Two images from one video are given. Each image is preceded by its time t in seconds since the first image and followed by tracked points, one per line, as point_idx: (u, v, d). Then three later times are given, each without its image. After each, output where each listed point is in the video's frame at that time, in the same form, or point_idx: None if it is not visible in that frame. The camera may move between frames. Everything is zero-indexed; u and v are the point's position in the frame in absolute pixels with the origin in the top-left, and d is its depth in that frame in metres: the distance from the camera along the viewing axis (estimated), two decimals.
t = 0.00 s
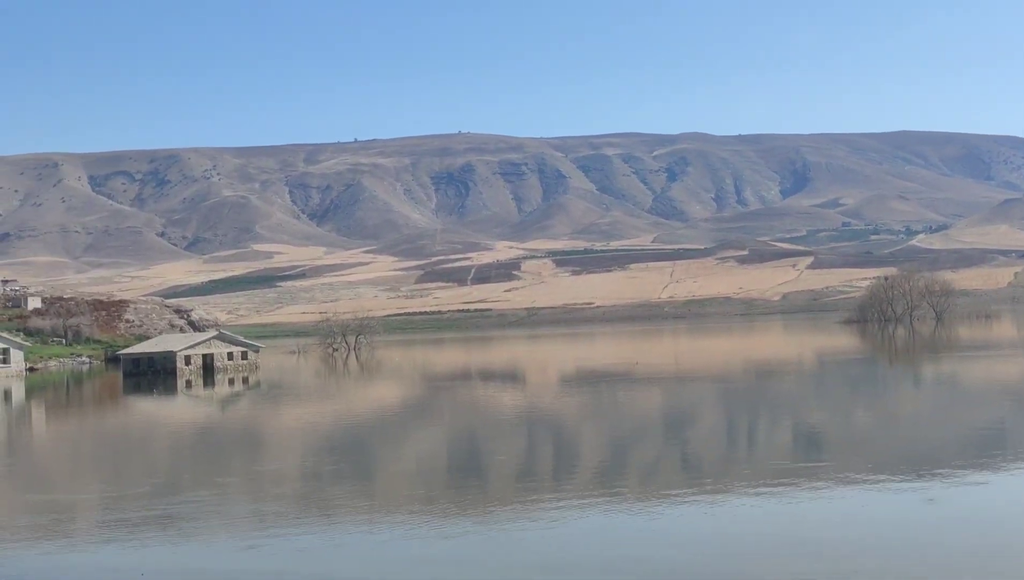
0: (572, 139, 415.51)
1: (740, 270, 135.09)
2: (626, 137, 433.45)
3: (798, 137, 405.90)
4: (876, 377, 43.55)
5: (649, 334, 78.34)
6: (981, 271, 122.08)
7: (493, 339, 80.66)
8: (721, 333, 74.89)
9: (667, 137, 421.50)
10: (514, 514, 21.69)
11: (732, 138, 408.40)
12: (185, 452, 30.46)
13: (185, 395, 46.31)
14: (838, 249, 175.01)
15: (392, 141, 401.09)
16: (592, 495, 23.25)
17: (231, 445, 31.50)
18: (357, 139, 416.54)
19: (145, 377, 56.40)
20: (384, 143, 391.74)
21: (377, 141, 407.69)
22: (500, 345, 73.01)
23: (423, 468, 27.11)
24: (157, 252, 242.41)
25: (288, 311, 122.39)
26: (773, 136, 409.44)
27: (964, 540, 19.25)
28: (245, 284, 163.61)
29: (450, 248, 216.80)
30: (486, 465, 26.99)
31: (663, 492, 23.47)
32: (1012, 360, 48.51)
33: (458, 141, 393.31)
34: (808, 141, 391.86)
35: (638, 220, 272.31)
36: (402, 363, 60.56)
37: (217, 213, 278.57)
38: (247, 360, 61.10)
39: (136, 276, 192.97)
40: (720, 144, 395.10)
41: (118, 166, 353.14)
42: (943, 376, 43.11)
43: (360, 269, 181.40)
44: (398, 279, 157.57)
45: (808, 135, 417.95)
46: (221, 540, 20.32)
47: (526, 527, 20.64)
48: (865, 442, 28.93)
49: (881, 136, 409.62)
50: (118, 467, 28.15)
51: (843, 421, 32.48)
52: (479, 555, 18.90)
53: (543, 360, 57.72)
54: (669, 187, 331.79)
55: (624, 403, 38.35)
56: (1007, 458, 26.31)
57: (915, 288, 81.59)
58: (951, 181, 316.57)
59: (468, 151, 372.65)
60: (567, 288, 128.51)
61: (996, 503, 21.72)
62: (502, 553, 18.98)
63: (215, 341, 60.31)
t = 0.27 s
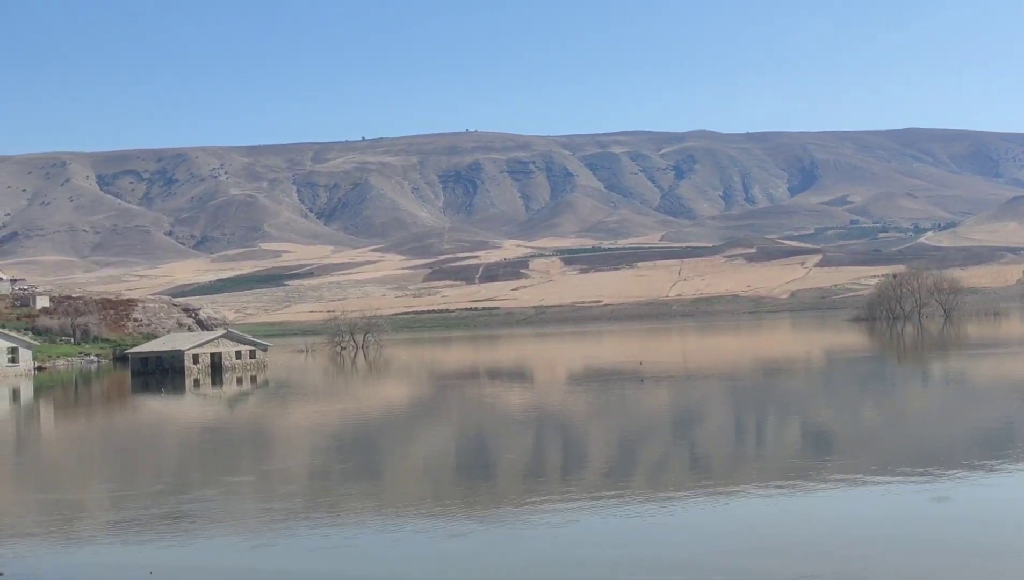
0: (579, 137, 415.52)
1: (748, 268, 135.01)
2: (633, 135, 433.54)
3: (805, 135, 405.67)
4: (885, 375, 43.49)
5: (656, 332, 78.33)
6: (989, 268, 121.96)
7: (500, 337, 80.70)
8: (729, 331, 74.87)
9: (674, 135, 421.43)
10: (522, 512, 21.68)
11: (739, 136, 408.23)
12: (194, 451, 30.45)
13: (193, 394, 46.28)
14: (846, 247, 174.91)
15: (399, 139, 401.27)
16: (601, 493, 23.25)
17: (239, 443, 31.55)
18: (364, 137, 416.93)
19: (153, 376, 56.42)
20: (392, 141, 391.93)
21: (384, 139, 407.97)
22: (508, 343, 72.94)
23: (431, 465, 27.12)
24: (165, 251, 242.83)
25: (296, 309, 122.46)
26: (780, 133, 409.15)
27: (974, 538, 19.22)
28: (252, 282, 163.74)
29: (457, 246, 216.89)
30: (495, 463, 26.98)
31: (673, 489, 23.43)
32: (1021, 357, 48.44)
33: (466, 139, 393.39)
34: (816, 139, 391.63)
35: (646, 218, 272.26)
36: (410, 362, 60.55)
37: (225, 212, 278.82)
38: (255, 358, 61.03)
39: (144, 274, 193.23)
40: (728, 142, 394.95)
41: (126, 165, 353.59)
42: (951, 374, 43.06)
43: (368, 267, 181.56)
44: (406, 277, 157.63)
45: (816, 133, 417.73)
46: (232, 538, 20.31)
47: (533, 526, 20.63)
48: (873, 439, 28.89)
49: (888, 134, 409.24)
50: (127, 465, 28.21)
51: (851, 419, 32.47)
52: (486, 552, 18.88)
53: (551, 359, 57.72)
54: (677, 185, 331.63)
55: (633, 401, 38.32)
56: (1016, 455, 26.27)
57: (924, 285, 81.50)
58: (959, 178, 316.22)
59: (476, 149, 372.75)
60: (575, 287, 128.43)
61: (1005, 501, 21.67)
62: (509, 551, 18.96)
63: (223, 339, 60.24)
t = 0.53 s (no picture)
0: (588, 134, 415.38)
1: (756, 264, 134.87)
2: (641, 131, 433.27)
3: (814, 132, 405.14)
4: (894, 372, 43.43)
5: (665, 329, 78.31)
6: (999, 265, 121.68)
7: (509, 335, 80.68)
8: (737, 328, 74.92)
9: (683, 132, 421.12)
10: (530, 509, 21.66)
11: (748, 133, 408.04)
12: (202, 449, 30.52)
13: (203, 393, 46.41)
14: (855, 243, 174.65)
15: (408, 137, 401.52)
16: (610, 490, 23.28)
17: (248, 441, 31.60)
18: (373, 135, 417.07)
19: (163, 374, 56.57)
20: (400, 139, 392.20)
21: (393, 137, 408.07)
22: (516, 340, 72.94)
23: (440, 462, 27.17)
24: (174, 249, 243.12)
25: (305, 307, 122.66)
26: (789, 130, 408.82)
27: (985, 536, 19.14)
28: (261, 280, 163.96)
29: (466, 244, 217.01)
30: (505, 459, 27.03)
31: (683, 488, 23.43)
32: None
33: (474, 137, 393.41)
34: (825, 135, 391.00)
35: (654, 215, 272.10)
36: (419, 360, 60.64)
37: (234, 210, 279.16)
38: (264, 356, 61.02)
39: (153, 273, 193.62)
40: (736, 139, 394.65)
41: (135, 163, 354.23)
42: (960, 370, 42.98)
43: (377, 265, 181.50)
44: (414, 275, 157.78)
45: (824, 129, 417.01)
46: (242, 535, 20.32)
47: (540, 523, 20.62)
48: (884, 435, 28.91)
49: (897, 130, 408.39)
50: (137, 463, 28.30)
51: (861, 416, 32.45)
52: (493, 550, 18.86)
53: (560, 356, 57.70)
54: (686, 182, 331.44)
55: (641, 398, 38.37)
56: None
57: (933, 282, 81.22)
58: (968, 174, 315.57)
59: (484, 147, 372.71)
60: (583, 284, 128.37)
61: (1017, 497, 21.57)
62: (516, 549, 18.91)
63: (232, 337, 60.26)
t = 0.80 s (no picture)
0: (597, 131, 415.32)
1: (766, 261, 134.72)
2: (651, 128, 432.96)
3: (824, 128, 404.42)
4: (904, 369, 43.36)
5: (675, 326, 78.25)
6: (1010, 261, 121.40)
7: (519, 331, 80.72)
8: (748, 325, 74.85)
9: (693, 128, 420.72)
10: (540, 506, 21.64)
11: (758, 129, 407.52)
12: (211, 446, 30.55)
13: (213, 390, 46.51)
14: (866, 240, 174.38)
15: (418, 134, 401.76)
16: (621, 487, 23.24)
17: (259, 438, 31.62)
18: (383, 132, 417.30)
19: (173, 371, 56.67)
20: (410, 137, 392.43)
21: (403, 134, 408.22)
22: (526, 338, 72.96)
23: (450, 458, 27.19)
24: (184, 246, 243.44)
25: (315, 304, 122.81)
26: (799, 127, 408.14)
27: (997, 532, 19.08)
28: (271, 278, 164.18)
29: (476, 241, 217.10)
30: (515, 456, 27.03)
31: (694, 484, 23.40)
32: None
33: (484, 134, 393.48)
34: (835, 132, 390.25)
35: (664, 212, 271.92)
36: (428, 357, 60.70)
37: (244, 207, 279.58)
38: (274, 354, 61.13)
39: (164, 270, 194.05)
40: (746, 136, 394.13)
41: (145, 160, 354.99)
42: (971, 367, 42.91)
43: (387, 262, 181.60)
44: (424, 272, 157.88)
45: (834, 126, 416.26)
46: (252, 532, 20.33)
47: (550, 520, 20.58)
48: (895, 432, 28.86)
49: (908, 126, 407.44)
50: (150, 460, 28.34)
51: (872, 412, 32.41)
52: (502, 547, 18.83)
53: (570, 354, 57.69)
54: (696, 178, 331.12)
55: (651, 395, 38.36)
56: None
57: (944, 278, 81.07)
58: (979, 171, 314.76)
59: (494, 143, 372.72)
60: (593, 281, 128.33)
61: None
62: (525, 546, 18.88)
63: (242, 334, 60.35)
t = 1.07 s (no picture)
0: (608, 127, 415.04)
1: (778, 257, 134.52)
2: (662, 124, 432.56)
3: (835, 124, 403.59)
4: (916, 365, 43.28)
5: (686, 322, 78.20)
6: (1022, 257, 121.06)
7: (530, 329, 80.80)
8: (759, 321, 74.74)
9: (703, 124, 420.18)
10: (552, 503, 21.66)
11: (769, 125, 406.93)
12: (223, 442, 30.62)
13: (224, 386, 46.60)
14: (877, 236, 174.04)
15: (428, 131, 401.92)
16: (630, 483, 23.27)
17: (270, 435, 31.69)
18: (393, 129, 417.63)
19: (184, 368, 56.82)
20: (421, 134, 392.67)
21: (414, 130, 408.45)
22: (537, 334, 72.98)
23: (461, 456, 27.19)
24: (195, 243, 243.84)
25: (326, 301, 122.93)
26: (810, 123, 407.37)
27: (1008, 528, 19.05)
28: (282, 274, 164.46)
29: (487, 237, 217.17)
30: (526, 453, 27.06)
31: (705, 480, 23.39)
32: None
33: (495, 130, 393.41)
34: (846, 128, 389.45)
35: (675, 208, 271.74)
36: (439, 353, 60.80)
37: (255, 204, 279.87)
38: (285, 350, 61.25)
39: (175, 267, 194.40)
40: (757, 132, 393.51)
41: (156, 157, 355.57)
42: (983, 363, 42.81)
43: (398, 259, 181.71)
44: (435, 268, 157.97)
45: (846, 121, 415.39)
46: (262, 529, 20.36)
47: (559, 516, 20.62)
48: (905, 429, 28.85)
49: (920, 122, 406.41)
50: (160, 457, 28.45)
51: (883, 408, 32.39)
52: (518, 543, 18.84)
53: (580, 350, 57.70)
54: (707, 175, 330.73)
55: (661, 391, 38.36)
56: None
57: (956, 274, 80.85)
58: (991, 166, 313.96)
59: (504, 140, 372.66)
60: (604, 277, 128.30)
61: None
62: (535, 542, 18.90)
63: (253, 331, 60.45)
